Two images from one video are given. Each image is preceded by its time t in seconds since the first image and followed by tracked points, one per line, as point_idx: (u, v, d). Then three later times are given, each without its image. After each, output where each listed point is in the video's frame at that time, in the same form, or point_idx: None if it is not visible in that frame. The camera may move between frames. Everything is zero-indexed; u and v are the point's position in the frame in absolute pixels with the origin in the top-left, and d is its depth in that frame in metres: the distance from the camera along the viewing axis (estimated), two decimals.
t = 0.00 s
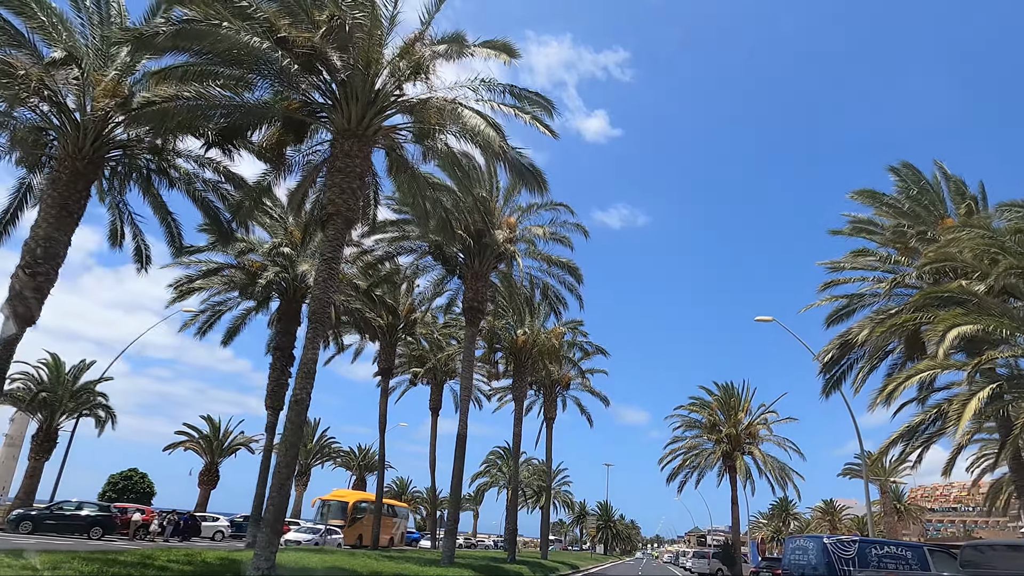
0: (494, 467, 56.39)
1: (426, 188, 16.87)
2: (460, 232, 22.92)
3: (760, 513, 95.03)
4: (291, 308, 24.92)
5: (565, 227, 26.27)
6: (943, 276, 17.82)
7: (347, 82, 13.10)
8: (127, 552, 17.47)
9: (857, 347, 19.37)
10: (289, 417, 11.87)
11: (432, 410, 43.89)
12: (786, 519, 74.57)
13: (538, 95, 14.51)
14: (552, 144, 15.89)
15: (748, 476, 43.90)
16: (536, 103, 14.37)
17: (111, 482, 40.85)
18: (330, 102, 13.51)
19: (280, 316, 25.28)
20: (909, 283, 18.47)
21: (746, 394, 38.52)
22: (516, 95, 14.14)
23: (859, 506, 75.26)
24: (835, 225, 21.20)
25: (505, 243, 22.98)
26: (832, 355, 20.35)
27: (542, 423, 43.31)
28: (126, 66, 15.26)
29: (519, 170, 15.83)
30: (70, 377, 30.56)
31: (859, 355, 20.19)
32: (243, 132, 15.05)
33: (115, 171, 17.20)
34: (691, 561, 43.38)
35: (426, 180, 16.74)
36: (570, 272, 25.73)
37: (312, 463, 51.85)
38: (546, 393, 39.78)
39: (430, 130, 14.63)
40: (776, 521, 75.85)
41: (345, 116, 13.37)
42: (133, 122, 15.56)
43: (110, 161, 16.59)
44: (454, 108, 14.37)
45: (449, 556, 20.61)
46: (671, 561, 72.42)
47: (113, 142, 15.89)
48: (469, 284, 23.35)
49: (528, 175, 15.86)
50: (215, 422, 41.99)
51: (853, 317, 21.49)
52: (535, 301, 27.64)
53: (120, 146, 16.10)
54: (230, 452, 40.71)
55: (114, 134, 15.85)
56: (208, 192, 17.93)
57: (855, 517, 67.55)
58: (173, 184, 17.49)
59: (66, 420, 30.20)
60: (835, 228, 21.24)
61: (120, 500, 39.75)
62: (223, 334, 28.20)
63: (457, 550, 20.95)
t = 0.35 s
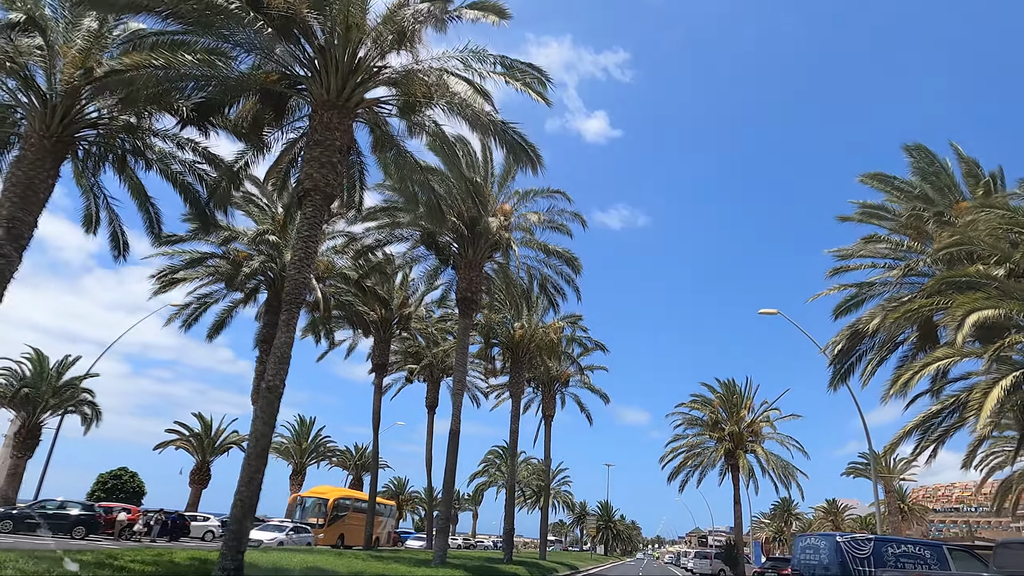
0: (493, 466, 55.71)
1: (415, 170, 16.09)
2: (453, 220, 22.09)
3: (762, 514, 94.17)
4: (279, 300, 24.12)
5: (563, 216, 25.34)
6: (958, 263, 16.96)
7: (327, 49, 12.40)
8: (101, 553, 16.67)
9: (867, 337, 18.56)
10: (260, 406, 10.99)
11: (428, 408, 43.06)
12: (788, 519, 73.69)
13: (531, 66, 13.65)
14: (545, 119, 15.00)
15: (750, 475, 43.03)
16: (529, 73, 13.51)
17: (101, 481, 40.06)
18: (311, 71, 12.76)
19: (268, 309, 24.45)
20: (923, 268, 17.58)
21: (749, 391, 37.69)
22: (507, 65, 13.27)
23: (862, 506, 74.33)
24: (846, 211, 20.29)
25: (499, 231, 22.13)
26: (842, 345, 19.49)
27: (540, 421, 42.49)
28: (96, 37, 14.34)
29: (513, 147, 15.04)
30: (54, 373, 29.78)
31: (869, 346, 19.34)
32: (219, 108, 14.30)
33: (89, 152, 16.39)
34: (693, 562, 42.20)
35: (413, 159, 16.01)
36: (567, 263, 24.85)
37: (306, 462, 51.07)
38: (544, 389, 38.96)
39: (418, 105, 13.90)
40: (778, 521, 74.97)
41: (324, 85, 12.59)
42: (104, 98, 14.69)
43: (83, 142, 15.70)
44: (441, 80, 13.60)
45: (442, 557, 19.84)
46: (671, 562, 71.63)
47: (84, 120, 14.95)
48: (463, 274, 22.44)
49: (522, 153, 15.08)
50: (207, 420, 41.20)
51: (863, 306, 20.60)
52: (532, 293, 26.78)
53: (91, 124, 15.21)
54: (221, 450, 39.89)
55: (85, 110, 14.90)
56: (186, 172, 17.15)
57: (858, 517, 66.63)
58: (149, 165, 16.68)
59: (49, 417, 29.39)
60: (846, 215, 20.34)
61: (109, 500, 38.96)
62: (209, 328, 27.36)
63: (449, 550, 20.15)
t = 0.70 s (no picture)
0: (490, 465, 54.85)
1: (401, 147, 15.29)
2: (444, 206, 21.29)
3: (763, 514, 93.22)
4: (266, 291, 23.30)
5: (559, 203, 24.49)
6: (974, 247, 16.13)
7: (303, 11, 11.50)
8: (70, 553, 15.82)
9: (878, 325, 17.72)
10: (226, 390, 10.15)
11: (423, 406, 42.20)
12: (789, 520, 72.82)
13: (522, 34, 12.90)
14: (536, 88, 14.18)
15: (752, 474, 42.17)
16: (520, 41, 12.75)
17: (88, 479, 39.20)
18: (286, 35, 11.88)
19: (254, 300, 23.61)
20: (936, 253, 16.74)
21: (751, 388, 36.82)
22: (496, 31, 12.49)
23: (864, 506, 73.44)
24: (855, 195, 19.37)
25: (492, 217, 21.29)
26: (851, 335, 18.63)
27: (538, 418, 41.63)
28: (57, 2, 13.52)
29: (504, 121, 14.29)
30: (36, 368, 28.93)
31: (879, 335, 18.49)
32: (190, 80, 13.52)
33: (59, 130, 15.50)
34: (694, 563, 41.35)
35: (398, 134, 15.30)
36: (563, 252, 23.96)
37: (300, 461, 50.22)
38: (541, 386, 38.12)
39: (402, 75, 13.10)
40: (779, 521, 74.06)
41: (301, 49, 11.74)
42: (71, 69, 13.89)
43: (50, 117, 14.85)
44: (427, 48, 12.82)
45: (431, 556, 19.00)
46: (671, 562, 70.74)
47: (50, 92, 14.13)
48: (454, 262, 21.55)
49: (513, 128, 14.31)
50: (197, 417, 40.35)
51: (872, 295, 19.75)
52: (528, 284, 25.93)
53: (58, 98, 14.34)
54: (212, 448, 39.03)
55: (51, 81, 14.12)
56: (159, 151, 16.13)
57: (861, 517, 65.73)
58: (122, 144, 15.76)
59: (31, 413, 28.55)
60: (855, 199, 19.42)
61: (96, 499, 38.10)
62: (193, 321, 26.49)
63: (439, 550, 19.30)
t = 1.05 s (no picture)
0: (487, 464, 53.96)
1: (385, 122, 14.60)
2: (434, 190, 20.35)
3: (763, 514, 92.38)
4: (251, 280, 22.42)
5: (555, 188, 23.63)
6: (994, 227, 15.21)
7: None
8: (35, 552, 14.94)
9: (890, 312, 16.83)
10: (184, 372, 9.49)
11: (418, 403, 41.29)
12: (790, 520, 71.97)
13: None
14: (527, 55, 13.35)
15: (754, 473, 41.29)
16: None
17: (74, 478, 38.29)
18: None
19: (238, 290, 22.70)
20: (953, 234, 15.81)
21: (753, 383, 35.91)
22: None
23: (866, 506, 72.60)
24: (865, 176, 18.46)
25: (485, 201, 20.40)
26: (862, 323, 17.73)
27: (535, 415, 40.74)
28: None
29: (494, 91, 13.47)
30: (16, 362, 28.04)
31: (891, 323, 17.60)
32: (157, 45, 12.74)
33: (23, 104, 14.61)
34: (694, 563, 40.52)
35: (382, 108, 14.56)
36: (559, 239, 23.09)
37: (293, 459, 49.30)
38: (539, 382, 37.23)
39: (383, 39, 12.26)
40: (780, 521, 73.16)
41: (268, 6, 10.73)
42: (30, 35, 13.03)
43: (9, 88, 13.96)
44: (410, 11, 11.97)
45: (421, 556, 18.13)
46: (671, 563, 69.86)
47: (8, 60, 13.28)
48: (445, 249, 20.63)
49: (504, 99, 13.46)
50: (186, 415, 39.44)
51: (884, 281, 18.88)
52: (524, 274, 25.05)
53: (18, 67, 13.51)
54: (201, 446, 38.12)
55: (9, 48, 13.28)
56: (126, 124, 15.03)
57: (863, 517, 64.89)
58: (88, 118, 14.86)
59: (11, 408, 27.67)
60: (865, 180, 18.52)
61: (83, 498, 37.19)
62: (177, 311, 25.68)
63: (430, 549, 18.45)
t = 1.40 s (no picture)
0: (484, 463, 53.00)
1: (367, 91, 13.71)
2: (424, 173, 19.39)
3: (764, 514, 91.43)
4: (233, 268, 21.51)
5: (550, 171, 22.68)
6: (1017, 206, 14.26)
7: None
8: None
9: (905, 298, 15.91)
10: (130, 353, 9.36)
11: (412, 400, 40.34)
12: (792, 520, 70.98)
13: None
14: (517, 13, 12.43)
15: (755, 471, 40.35)
16: None
17: (60, 476, 37.35)
18: None
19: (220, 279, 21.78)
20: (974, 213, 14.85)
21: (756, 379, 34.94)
22: None
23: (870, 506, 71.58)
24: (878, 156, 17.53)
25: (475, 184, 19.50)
26: (873, 310, 16.83)
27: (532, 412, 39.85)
28: None
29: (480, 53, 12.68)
30: None
31: (904, 310, 16.69)
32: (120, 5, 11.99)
33: None
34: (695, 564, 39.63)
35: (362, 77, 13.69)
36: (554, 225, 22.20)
37: (286, 458, 48.35)
38: (535, 378, 36.30)
39: None
40: (782, 522, 72.20)
41: None
42: None
43: None
44: None
45: (408, 555, 17.22)
46: (672, 564, 68.90)
47: None
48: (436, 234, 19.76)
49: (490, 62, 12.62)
50: (175, 411, 38.52)
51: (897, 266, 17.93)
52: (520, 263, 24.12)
53: None
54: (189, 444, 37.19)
55: None
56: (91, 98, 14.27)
57: (867, 517, 63.93)
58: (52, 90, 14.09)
59: None
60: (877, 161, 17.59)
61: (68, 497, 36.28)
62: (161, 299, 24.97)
63: (417, 548, 17.54)
